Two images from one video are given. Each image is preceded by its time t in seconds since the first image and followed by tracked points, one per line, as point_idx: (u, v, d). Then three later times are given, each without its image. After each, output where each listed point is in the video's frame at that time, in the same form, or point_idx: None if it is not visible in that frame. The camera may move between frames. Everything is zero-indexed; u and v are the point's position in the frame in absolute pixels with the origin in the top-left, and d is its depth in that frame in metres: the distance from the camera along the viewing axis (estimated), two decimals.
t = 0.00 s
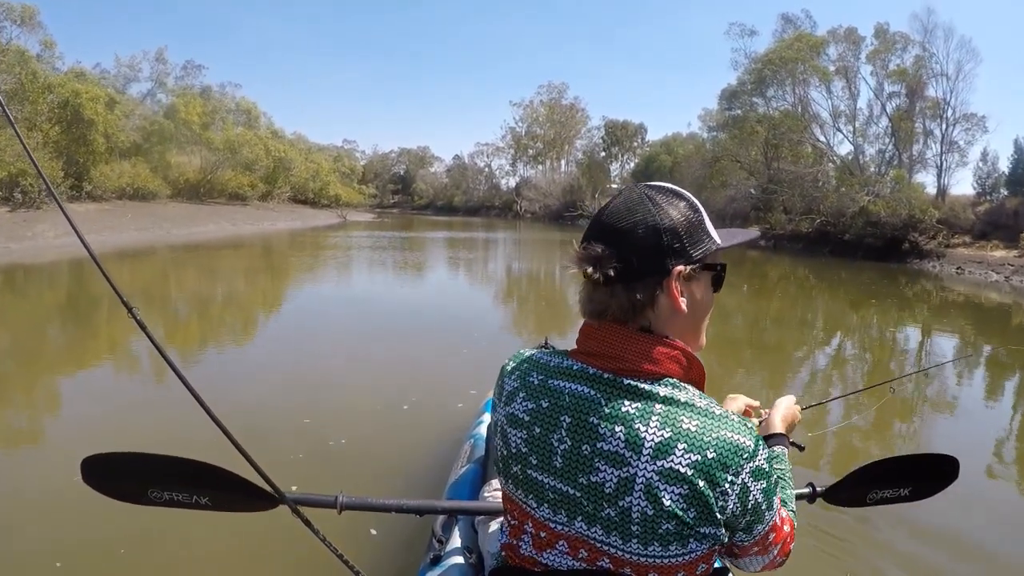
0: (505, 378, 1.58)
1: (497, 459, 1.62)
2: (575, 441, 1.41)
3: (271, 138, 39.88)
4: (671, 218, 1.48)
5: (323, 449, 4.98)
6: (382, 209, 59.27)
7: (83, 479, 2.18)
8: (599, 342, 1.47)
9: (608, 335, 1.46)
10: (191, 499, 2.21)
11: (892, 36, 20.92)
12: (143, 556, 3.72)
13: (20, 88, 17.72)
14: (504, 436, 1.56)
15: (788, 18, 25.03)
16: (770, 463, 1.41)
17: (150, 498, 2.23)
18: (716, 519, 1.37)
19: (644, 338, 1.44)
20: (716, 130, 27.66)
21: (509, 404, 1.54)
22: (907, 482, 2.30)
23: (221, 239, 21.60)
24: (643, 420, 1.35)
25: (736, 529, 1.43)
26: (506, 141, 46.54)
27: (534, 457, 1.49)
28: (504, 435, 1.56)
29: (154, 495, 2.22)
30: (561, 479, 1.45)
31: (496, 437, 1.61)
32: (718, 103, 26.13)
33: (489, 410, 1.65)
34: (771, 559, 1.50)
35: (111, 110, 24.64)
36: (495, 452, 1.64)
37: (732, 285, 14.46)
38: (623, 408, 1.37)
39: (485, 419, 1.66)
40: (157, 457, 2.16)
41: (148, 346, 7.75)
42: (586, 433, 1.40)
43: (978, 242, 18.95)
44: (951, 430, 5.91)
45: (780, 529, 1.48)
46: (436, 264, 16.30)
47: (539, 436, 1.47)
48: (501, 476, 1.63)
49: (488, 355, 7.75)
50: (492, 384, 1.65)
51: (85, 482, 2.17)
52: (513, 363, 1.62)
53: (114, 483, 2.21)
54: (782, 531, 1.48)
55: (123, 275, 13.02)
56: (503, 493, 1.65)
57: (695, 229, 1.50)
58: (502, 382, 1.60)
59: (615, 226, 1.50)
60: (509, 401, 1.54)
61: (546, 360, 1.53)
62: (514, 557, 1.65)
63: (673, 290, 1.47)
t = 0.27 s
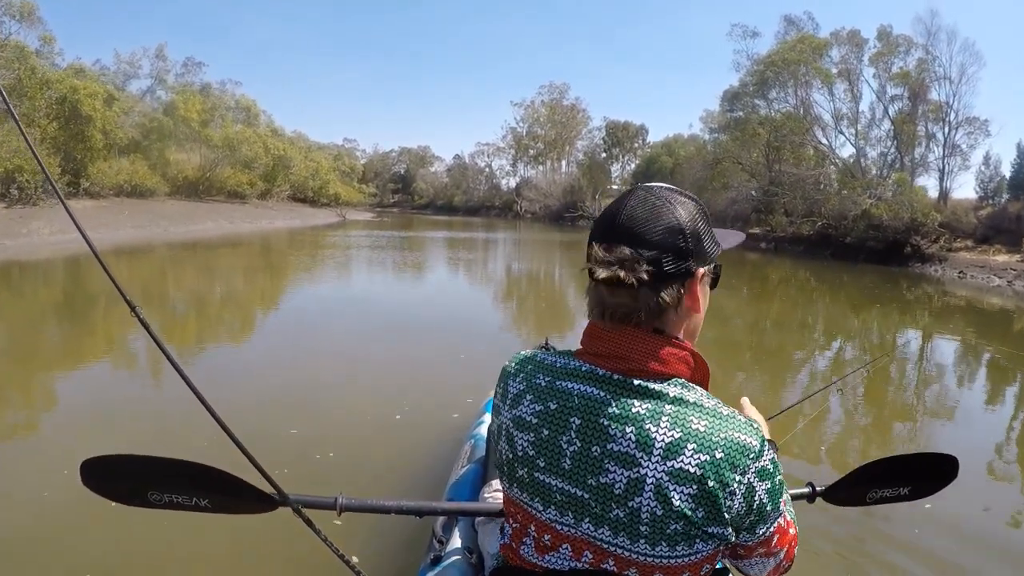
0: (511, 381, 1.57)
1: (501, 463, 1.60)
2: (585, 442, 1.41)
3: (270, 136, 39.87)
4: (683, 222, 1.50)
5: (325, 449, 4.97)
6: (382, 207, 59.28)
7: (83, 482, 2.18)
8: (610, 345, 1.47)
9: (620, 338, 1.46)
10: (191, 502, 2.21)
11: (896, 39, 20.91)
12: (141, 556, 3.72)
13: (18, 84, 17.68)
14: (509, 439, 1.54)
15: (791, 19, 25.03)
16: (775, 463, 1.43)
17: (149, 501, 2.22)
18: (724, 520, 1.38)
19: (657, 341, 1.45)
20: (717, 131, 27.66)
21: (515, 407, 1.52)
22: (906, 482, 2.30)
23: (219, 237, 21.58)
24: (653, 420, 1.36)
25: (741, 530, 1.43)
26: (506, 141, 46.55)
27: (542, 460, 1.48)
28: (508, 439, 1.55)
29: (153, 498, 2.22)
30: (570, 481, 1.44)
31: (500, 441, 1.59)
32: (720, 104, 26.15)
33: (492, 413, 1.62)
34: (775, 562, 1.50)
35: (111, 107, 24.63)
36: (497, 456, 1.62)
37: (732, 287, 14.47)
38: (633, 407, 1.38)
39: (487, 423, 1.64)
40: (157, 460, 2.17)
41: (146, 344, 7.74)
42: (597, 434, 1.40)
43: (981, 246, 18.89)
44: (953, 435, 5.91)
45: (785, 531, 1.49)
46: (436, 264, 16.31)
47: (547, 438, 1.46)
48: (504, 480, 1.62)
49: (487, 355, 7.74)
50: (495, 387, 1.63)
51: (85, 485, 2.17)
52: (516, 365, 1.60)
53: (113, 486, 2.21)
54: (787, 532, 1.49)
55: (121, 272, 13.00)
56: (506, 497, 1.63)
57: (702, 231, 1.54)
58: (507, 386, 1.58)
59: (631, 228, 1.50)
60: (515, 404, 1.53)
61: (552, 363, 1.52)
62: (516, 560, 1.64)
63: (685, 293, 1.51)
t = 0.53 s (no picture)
0: (514, 381, 1.56)
1: (503, 464, 1.59)
2: (589, 442, 1.41)
3: (270, 135, 39.87)
4: (687, 222, 1.52)
5: (326, 449, 4.96)
6: (382, 207, 59.29)
7: (83, 482, 2.17)
8: (614, 344, 1.46)
9: (625, 336, 1.45)
10: (191, 502, 2.21)
11: (897, 40, 20.93)
12: (138, 556, 3.71)
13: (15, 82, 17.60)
14: (513, 440, 1.54)
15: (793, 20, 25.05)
16: (778, 463, 1.43)
17: (150, 502, 2.22)
18: (727, 518, 1.38)
19: (664, 339, 1.46)
20: (717, 132, 27.67)
21: (518, 407, 1.52)
22: (906, 482, 2.30)
23: (218, 237, 21.55)
24: (656, 419, 1.36)
25: (744, 532, 1.42)
26: (506, 141, 46.54)
27: (545, 459, 1.47)
28: (512, 439, 1.54)
29: (154, 498, 2.22)
30: (574, 480, 1.44)
31: (503, 442, 1.58)
32: (721, 104, 26.15)
33: (494, 413, 1.62)
34: (781, 566, 1.48)
35: (109, 105, 24.61)
36: (500, 458, 1.61)
37: (732, 289, 14.47)
38: (637, 406, 1.38)
39: (489, 425, 1.63)
40: (158, 460, 2.16)
41: (143, 344, 7.71)
42: (601, 433, 1.40)
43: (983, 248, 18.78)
44: (953, 438, 5.90)
45: (796, 537, 1.47)
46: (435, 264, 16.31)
47: (551, 437, 1.46)
48: (506, 481, 1.61)
49: (486, 355, 7.74)
50: (498, 388, 1.62)
51: (85, 485, 2.17)
52: (518, 365, 1.59)
53: (113, 486, 2.20)
54: (796, 537, 1.47)
55: (119, 271, 12.98)
56: (508, 498, 1.62)
57: (703, 230, 1.56)
58: (509, 386, 1.57)
59: (638, 226, 1.50)
60: (518, 403, 1.52)
61: (556, 362, 1.51)
62: (517, 560, 1.63)
63: (689, 292, 1.52)
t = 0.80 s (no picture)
0: (511, 383, 1.55)
1: (501, 466, 1.59)
2: (588, 442, 1.40)
3: (267, 135, 39.86)
4: (683, 221, 1.52)
5: (326, 450, 4.95)
6: (381, 207, 59.30)
7: (82, 483, 2.17)
8: (611, 344, 1.46)
9: (623, 337, 1.45)
10: (190, 502, 2.21)
11: (898, 39, 20.95)
12: (136, 557, 3.71)
13: (11, 82, 17.54)
14: (511, 441, 1.53)
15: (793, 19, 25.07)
16: (777, 465, 1.42)
17: (149, 502, 2.22)
18: (727, 517, 1.37)
19: (662, 340, 1.46)
20: (717, 132, 27.69)
21: (517, 408, 1.52)
22: (904, 481, 2.30)
23: (216, 237, 21.53)
24: (655, 419, 1.36)
25: (743, 532, 1.41)
26: (506, 141, 46.54)
27: (544, 461, 1.47)
28: (511, 441, 1.53)
29: (153, 498, 2.21)
30: (572, 481, 1.44)
31: (501, 444, 1.57)
32: (721, 104, 26.15)
33: (492, 415, 1.61)
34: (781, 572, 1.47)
35: (106, 106, 24.61)
36: (498, 460, 1.60)
37: (731, 289, 14.47)
38: (636, 406, 1.38)
39: (487, 427, 1.63)
40: (157, 461, 2.16)
41: (141, 346, 7.69)
42: (600, 434, 1.39)
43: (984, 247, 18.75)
44: (954, 439, 5.90)
45: (797, 545, 1.46)
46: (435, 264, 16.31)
47: (549, 438, 1.46)
48: (505, 484, 1.61)
49: (485, 355, 7.74)
50: (495, 390, 1.62)
51: (84, 486, 2.16)
52: (515, 367, 1.59)
53: (113, 486, 2.19)
54: (796, 544, 1.45)
55: (118, 273, 12.97)
56: (506, 500, 1.62)
57: (700, 229, 1.56)
58: (507, 388, 1.57)
59: (637, 224, 1.50)
60: (516, 405, 1.52)
61: (553, 363, 1.51)
62: (517, 561, 1.63)
63: (688, 291, 1.52)
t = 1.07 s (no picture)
0: (513, 383, 1.55)
1: (502, 466, 1.59)
2: (589, 442, 1.40)
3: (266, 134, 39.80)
4: (685, 221, 1.52)
5: (326, 450, 4.95)
6: (380, 206, 59.30)
7: (82, 483, 2.16)
8: (612, 345, 1.45)
9: (625, 337, 1.45)
10: (190, 502, 2.21)
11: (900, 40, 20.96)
12: (135, 557, 3.71)
13: (8, 78, 17.47)
14: (512, 441, 1.53)
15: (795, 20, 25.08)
16: (777, 465, 1.42)
17: (149, 502, 2.21)
18: (728, 518, 1.37)
19: (662, 340, 1.46)
20: (719, 133, 27.70)
21: (518, 408, 1.51)
22: (905, 481, 2.29)
23: (214, 236, 21.50)
24: (656, 419, 1.36)
25: (743, 533, 1.41)
26: (506, 141, 46.52)
27: (544, 461, 1.47)
28: (512, 440, 1.53)
29: (153, 498, 2.21)
30: (573, 481, 1.44)
31: (502, 444, 1.57)
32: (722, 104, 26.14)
33: (493, 415, 1.61)
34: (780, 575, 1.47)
35: (105, 103, 24.56)
36: (499, 461, 1.60)
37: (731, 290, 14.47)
38: (636, 407, 1.37)
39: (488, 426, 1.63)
40: (157, 460, 2.16)
41: (139, 345, 7.67)
42: (601, 434, 1.39)
43: (986, 251, 18.99)
44: (956, 442, 5.89)
45: (797, 549, 1.45)
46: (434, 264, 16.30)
47: (550, 438, 1.45)
48: (505, 484, 1.61)
49: (484, 355, 7.74)
50: (496, 390, 1.61)
51: (84, 485, 2.16)
52: (516, 367, 1.59)
53: (113, 486, 2.19)
54: (795, 546, 1.45)
55: (116, 271, 12.93)
56: (507, 500, 1.62)
57: (703, 229, 1.55)
58: (508, 388, 1.57)
59: (638, 224, 1.49)
60: (517, 405, 1.52)
61: (554, 363, 1.51)
62: (517, 562, 1.63)
63: (690, 292, 1.52)
